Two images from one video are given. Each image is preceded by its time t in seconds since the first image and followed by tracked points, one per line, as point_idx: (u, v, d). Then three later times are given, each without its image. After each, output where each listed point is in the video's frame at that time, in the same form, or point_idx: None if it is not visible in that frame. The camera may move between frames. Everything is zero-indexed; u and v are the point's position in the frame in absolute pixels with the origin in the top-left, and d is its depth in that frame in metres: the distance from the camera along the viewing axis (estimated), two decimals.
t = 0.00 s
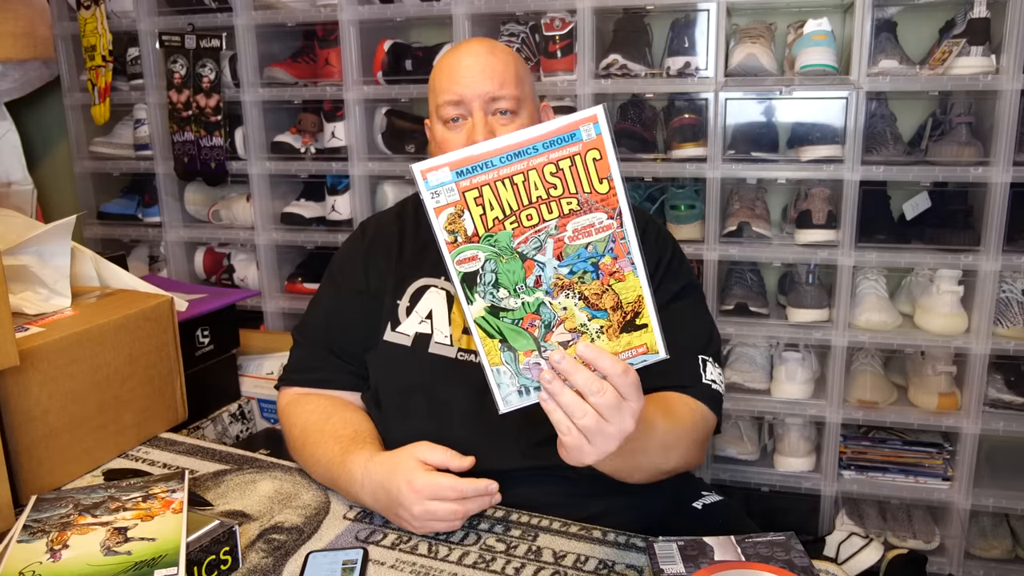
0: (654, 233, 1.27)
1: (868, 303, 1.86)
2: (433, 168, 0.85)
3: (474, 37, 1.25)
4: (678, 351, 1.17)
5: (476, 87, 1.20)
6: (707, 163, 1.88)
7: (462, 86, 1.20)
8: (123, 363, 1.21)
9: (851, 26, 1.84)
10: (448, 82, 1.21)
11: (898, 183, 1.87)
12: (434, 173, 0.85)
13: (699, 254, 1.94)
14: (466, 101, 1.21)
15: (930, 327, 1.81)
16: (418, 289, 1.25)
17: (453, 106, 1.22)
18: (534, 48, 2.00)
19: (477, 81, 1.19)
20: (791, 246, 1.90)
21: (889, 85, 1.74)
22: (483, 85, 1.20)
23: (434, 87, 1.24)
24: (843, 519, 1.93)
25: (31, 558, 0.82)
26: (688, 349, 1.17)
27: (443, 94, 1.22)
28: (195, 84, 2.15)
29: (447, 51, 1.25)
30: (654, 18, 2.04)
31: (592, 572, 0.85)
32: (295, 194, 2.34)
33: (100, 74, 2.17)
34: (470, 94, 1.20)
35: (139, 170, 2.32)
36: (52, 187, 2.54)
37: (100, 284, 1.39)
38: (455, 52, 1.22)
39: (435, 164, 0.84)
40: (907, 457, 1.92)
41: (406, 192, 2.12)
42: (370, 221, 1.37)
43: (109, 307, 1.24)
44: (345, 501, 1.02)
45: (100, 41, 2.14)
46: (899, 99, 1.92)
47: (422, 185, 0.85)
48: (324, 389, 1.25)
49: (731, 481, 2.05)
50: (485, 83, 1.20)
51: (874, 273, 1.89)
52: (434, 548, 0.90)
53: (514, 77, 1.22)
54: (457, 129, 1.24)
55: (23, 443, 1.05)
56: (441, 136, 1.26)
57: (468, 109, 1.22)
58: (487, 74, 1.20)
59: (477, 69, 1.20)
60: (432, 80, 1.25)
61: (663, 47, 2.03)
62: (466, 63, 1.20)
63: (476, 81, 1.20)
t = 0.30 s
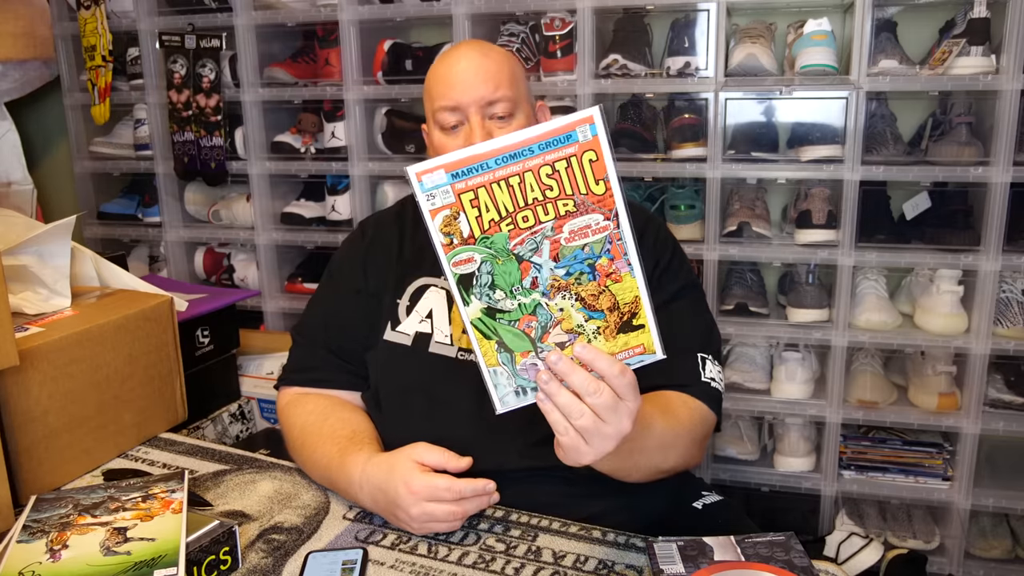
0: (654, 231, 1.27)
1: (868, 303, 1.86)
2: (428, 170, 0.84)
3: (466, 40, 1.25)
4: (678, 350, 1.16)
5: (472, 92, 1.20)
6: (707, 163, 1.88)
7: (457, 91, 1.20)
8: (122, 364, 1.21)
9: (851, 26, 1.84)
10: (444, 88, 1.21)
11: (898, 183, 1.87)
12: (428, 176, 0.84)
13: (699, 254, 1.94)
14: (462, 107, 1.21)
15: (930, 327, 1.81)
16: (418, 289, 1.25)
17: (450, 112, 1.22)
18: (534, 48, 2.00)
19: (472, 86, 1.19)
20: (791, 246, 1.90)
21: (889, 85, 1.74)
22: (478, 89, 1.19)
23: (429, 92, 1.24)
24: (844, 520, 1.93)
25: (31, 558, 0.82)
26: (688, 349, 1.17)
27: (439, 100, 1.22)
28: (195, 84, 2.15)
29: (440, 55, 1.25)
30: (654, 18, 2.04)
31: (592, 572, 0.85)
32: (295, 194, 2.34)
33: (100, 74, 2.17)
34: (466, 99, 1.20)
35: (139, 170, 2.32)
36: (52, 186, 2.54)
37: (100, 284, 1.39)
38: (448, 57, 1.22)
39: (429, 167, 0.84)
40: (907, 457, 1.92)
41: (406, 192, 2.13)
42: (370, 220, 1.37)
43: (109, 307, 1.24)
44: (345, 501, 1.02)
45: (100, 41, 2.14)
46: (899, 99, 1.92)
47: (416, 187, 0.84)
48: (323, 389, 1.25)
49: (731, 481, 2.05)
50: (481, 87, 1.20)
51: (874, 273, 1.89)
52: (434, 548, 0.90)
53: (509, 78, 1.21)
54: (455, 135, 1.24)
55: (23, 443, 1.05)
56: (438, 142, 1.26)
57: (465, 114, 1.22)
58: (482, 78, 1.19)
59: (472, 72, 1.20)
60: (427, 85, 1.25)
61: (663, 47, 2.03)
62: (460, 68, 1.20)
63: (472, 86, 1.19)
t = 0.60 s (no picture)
0: (653, 231, 1.27)
1: (867, 303, 1.86)
2: (417, 188, 0.84)
3: (460, 45, 1.24)
4: (677, 351, 1.16)
5: (468, 98, 1.20)
6: (707, 163, 1.88)
7: (453, 99, 1.20)
8: (122, 364, 1.21)
9: (851, 26, 1.84)
10: (440, 94, 1.21)
11: (898, 183, 1.87)
12: (417, 193, 0.84)
13: (699, 254, 1.94)
14: (458, 114, 1.21)
15: (930, 327, 1.81)
16: (417, 289, 1.25)
17: (447, 119, 1.22)
18: (534, 48, 2.00)
19: (468, 92, 1.19)
20: (791, 246, 1.89)
21: (889, 85, 1.73)
22: (474, 96, 1.19)
23: (426, 99, 1.24)
24: (843, 520, 1.93)
25: (30, 558, 0.82)
26: (688, 349, 1.17)
27: (436, 107, 1.22)
28: (195, 83, 2.15)
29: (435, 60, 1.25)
30: (654, 17, 2.04)
31: (592, 572, 0.85)
32: (295, 194, 2.34)
33: (100, 74, 2.17)
34: (463, 106, 1.20)
35: (139, 170, 2.32)
36: (52, 186, 2.54)
37: (99, 284, 1.39)
38: (443, 63, 1.22)
39: (418, 185, 0.84)
40: (907, 457, 1.92)
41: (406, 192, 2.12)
42: (368, 220, 1.37)
43: (109, 307, 1.24)
44: (345, 501, 1.02)
45: (100, 41, 2.14)
46: (899, 99, 1.92)
47: (406, 205, 0.84)
48: (323, 389, 1.25)
49: (731, 481, 2.05)
50: (477, 93, 1.20)
51: (874, 273, 1.90)
52: (434, 548, 0.90)
53: (505, 82, 1.21)
54: (453, 141, 1.24)
55: (22, 443, 1.05)
56: (437, 148, 1.27)
57: (462, 121, 1.22)
58: (477, 84, 1.19)
59: (467, 79, 1.19)
60: (422, 91, 1.25)
61: (663, 47, 2.03)
62: (455, 75, 1.20)
63: (468, 92, 1.19)
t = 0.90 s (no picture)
0: (653, 232, 1.26)
1: (868, 303, 1.86)
2: (415, 192, 0.83)
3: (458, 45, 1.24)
4: (677, 351, 1.16)
5: (467, 101, 1.20)
6: (707, 163, 1.88)
7: (452, 102, 1.20)
8: (122, 364, 1.21)
9: (851, 26, 1.84)
10: (438, 97, 1.21)
11: (898, 183, 1.87)
12: (416, 198, 0.83)
13: (699, 254, 1.94)
14: (457, 117, 1.21)
15: (930, 327, 1.81)
16: (417, 290, 1.25)
17: (446, 122, 1.22)
18: (534, 48, 2.00)
19: (467, 95, 1.19)
20: (791, 246, 1.89)
21: (889, 85, 1.73)
22: (473, 99, 1.19)
23: (424, 101, 1.24)
24: (843, 520, 1.93)
25: (31, 558, 0.82)
26: (688, 349, 1.16)
27: (435, 110, 1.22)
28: (195, 84, 2.15)
29: (433, 61, 1.24)
30: (654, 17, 2.04)
31: (592, 572, 0.85)
32: (295, 194, 2.34)
33: (100, 74, 2.16)
34: (462, 109, 1.20)
35: (139, 170, 2.32)
36: (52, 186, 2.54)
37: (99, 284, 1.39)
38: (441, 64, 1.21)
39: (415, 191, 0.83)
40: (907, 457, 1.92)
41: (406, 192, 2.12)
42: (368, 220, 1.37)
43: (109, 307, 1.24)
44: (345, 501, 1.02)
45: (100, 41, 2.14)
46: (899, 99, 1.92)
47: (404, 210, 0.83)
48: (323, 389, 1.25)
49: (731, 481, 2.05)
50: (476, 95, 1.19)
51: (874, 273, 1.90)
52: (434, 548, 0.90)
53: (504, 84, 1.21)
54: (451, 143, 1.24)
55: (22, 444, 1.05)
56: (435, 150, 1.27)
57: (461, 123, 1.22)
58: (476, 86, 1.19)
59: (466, 82, 1.19)
60: (421, 92, 1.25)
61: (663, 47, 2.03)
62: (454, 78, 1.20)
63: (466, 95, 1.19)
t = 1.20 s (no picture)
0: (653, 233, 1.26)
1: (867, 303, 1.86)
2: (416, 198, 0.83)
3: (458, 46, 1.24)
4: (678, 351, 1.16)
5: (468, 100, 1.20)
6: (707, 163, 1.88)
7: (453, 101, 1.20)
8: (122, 364, 1.21)
9: (851, 26, 1.83)
10: (439, 96, 1.21)
11: (898, 183, 1.87)
12: (417, 204, 0.83)
13: (699, 254, 1.94)
14: (458, 115, 1.21)
15: (930, 327, 1.81)
16: (417, 290, 1.25)
17: (447, 120, 1.22)
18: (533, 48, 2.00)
19: (468, 94, 1.19)
20: (791, 246, 1.89)
21: (889, 85, 1.73)
22: (474, 98, 1.20)
23: (425, 100, 1.24)
24: (844, 520, 1.93)
25: (30, 558, 0.82)
26: (689, 349, 1.16)
27: (436, 109, 1.22)
28: (195, 83, 2.15)
29: (434, 61, 1.25)
30: (654, 17, 2.04)
31: (592, 572, 0.85)
32: (295, 194, 2.34)
33: (100, 74, 2.16)
34: (463, 108, 1.20)
35: (139, 170, 2.32)
36: (52, 187, 2.54)
37: (99, 284, 1.39)
38: (442, 64, 1.22)
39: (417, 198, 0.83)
40: (907, 457, 1.92)
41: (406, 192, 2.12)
42: (368, 220, 1.37)
43: (109, 308, 1.24)
44: (345, 501, 1.02)
45: (100, 41, 2.14)
46: (899, 99, 1.92)
47: (405, 216, 0.83)
48: (323, 389, 1.25)
49: (731, 481, 2.05)
50: (477, 94, 1.20)
51: (874, 273, 1.89)
52: (434, 548, 0.90)
53: (505, 83, 1.21)
54: (452, 142, 1.24)
55: (22, 444, 1.05)
56: (435, 149, 1.26)
57: (462, 122, 1.22)
58: (477, 85, 1.19)
59: (467, 81, 1.19)
60: (422, 92, 1.25)
61: (663, 47, 2.03)
62: (455, 77, 1.20)
63: (467, 93, 1.19)
